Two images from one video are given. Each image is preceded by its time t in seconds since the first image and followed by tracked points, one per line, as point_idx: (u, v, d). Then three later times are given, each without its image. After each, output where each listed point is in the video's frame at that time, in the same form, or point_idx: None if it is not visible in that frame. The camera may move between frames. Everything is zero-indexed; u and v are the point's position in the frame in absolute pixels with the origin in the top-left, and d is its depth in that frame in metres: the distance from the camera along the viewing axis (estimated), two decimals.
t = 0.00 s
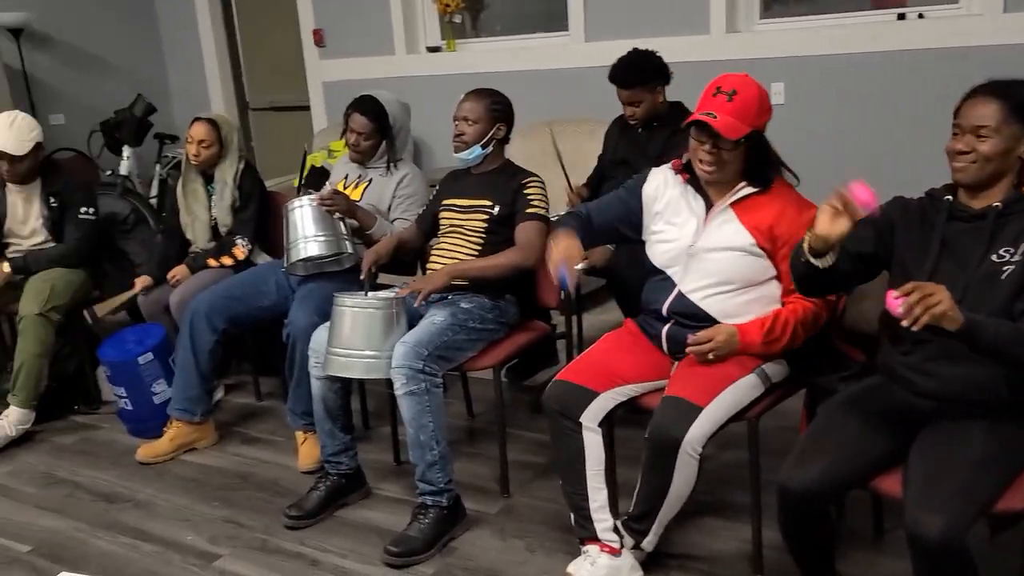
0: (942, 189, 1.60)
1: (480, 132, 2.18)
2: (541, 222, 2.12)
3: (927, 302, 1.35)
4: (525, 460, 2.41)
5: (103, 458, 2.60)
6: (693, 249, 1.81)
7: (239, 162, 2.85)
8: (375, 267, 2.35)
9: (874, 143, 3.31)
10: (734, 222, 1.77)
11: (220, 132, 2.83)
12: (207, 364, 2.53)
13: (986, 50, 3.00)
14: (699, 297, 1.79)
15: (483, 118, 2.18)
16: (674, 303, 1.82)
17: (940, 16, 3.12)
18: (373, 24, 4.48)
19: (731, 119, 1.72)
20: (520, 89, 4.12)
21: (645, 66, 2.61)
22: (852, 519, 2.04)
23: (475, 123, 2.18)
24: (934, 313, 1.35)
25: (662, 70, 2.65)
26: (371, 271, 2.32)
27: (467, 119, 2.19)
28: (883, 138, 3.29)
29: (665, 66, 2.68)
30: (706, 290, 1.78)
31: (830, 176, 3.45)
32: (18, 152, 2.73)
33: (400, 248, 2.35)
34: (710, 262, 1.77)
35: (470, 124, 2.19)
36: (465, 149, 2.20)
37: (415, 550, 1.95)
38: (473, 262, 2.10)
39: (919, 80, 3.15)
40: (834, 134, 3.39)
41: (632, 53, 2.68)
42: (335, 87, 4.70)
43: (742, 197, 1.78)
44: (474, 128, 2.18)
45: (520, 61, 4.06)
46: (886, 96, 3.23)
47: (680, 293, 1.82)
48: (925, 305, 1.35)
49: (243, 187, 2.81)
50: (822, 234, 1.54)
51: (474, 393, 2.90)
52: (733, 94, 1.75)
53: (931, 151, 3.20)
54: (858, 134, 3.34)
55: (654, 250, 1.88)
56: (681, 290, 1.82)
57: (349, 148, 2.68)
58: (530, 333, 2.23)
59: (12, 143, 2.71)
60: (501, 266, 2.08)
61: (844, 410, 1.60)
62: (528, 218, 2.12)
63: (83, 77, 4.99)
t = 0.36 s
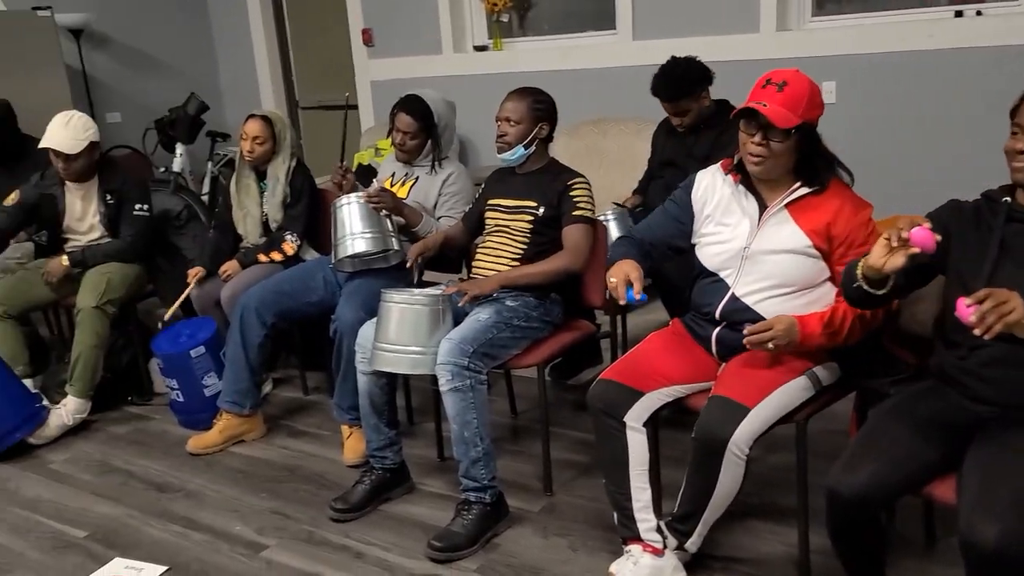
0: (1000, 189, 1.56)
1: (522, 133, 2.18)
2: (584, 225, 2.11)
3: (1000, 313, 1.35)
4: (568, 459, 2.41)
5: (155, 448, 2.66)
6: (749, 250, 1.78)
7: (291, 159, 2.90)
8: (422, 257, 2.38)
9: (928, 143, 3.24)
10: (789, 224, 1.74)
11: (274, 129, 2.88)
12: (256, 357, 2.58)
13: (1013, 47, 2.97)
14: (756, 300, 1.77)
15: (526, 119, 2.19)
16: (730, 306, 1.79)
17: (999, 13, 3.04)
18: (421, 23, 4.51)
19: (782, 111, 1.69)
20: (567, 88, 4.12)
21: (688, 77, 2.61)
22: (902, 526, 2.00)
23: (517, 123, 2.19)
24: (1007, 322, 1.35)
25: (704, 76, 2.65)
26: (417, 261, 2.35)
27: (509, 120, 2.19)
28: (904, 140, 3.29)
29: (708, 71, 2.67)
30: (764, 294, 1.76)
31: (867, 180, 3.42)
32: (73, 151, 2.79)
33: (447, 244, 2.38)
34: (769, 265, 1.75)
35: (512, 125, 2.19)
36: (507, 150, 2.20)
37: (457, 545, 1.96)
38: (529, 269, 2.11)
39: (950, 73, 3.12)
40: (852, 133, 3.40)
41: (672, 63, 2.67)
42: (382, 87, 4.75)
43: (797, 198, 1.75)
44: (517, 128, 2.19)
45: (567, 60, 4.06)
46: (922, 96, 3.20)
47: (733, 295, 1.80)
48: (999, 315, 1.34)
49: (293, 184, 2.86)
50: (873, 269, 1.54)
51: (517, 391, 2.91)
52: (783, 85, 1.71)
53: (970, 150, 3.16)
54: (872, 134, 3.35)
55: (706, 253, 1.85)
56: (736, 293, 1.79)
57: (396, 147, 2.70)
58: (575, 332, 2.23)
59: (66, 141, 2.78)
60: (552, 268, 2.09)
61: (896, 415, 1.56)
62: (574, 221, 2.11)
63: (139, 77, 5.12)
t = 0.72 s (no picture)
0: None
1: (566, 128, 2.18)
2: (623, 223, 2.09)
3: None
4: (610, 458, 2.40)
5: (203, 441, 2.71)
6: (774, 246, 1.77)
7: (335, 157, 2.93)
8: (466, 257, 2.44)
9: (981, 141, 3.17)
10: (812, 219, 1.71)
11: (319, 127, 2.92)
12: (301, 352, 2.61)
13: (1010, 47, 3.01)
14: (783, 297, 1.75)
15: (570, 115, 2.18)
16: (757, 303, 1.79)
17: None
18: (464, 21, 4.53)
19: (793, 108, 1.67)
20: (609, 85, 4.11)
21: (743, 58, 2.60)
22: (953, 531, 1.95)
23: (562, 120, 2.18)
24: None
25: (759, 65, 2.63)
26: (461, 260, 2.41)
27: (553, 116, 2.18)
28: (914, 139, 3.31)
29: (764, 63, 2.66)
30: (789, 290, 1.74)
31: (906, 179, 3.37)
32: (132, 152, 2.86)
33: (489, 243, 2.40)
34: (792, 261, 1.73)
35: (556, 121, 2.18)
36: (551, 146, 2.20)
37: (499, 542, 1.96)
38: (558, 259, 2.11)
39: (970, 74, 3.11)
40: (856, 129, 3.44)
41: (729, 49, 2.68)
42: (425, 85, 4.78)
43: (818, 193, 1.72)
44: (561, 125, 2.18)
45: (610, 58, 4.05)
46: (973, 93, 3.13)
47: (761, 291, 1.79)
48: None
49: (338, 182, 2.89)
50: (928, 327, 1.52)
51: (558, 389, 2.90)
52: (790, 83, 1.71)
53: None
54: (890, 134, 3.36)
55: (735, 250, 1.85)
56: (763, 290, 1.78)
57: (440, 145, 2.71)
58: (617, 330, 2.22)
59: (126, 144, 2.84)
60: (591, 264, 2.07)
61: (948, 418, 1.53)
62: (615, 217, 2.09)
63: (187, 76, 5.22)
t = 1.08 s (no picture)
0: None
1: (615, 129, 2.17)
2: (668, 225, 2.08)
3: None
4: (656, 460, 2.38)
5: (253, 438, 2.76)
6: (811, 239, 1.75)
7: (382, 158, 2.96)
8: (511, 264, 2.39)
9: None
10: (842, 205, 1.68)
11: (367, 128, 2.94)
12: (349, 352, 2.64)
13: None
14: (825, 290, 1.73)
15: (619, 116, 2.17)
16: (801, 299, 1.78)
17: None
18: (510, 22, 4.54)
19: (818, 96, 1.66)
20: (656, 86, 4.09)
21: (796, 52, 2.60)
22: (1013, 542, 1.90)
23: (611, 120, 2.17)
24: None
25: (811, 59, 2.62)
26: (508, 266, 2.36)
27: (603, 117, 2.18)
28: (955, 137, 3.26)
29: (817, 57, 2.64)
30: (827, 280, 1.71)
31: (960, 180, 3.29)
32: (166, 142, 2.91)
33: (534, 244, 2.39)
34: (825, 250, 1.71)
35: (606, 121, 2.17)
36: (600, 147, 2.19)
37: (545, 543, 1.96)
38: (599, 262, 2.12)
39: (1022, 71, 3.04)
40: (900, 130, 3.39)
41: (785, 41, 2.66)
42: (471, 86, 4.81)
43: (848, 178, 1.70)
44: (610, 125, 2.17)
45: (658, 58, 4.03)
46: None
47: (801, 287, 1.78)
48: None
49: (385, 182, 2.92)
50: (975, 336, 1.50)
51: (604, 390, 2.89)
52: (812, 79, 1.70)
53: None
54: (943, 134, 3.28)
55: (778, 250, 1.84)
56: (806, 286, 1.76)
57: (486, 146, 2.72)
58: (665, 332, 2.20)
59: (156, 134, 2.91)
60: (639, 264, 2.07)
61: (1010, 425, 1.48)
62: (664, 218, 2.08)
63: (239, 80, 5.32)
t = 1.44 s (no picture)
0: None
1: (660, 130, 2.15)
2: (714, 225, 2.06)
3: None
4: (697, 460, 2.36)
5: (294, 433, 2.79)
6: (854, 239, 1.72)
7: (424, 156, 2.98)
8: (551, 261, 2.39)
9: None
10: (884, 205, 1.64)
11: (409, 127, 2.96)
12: (389, 348, 2.66)
13: None
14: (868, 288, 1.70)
15: (665, 116, 2.15)
16: (842, 298, 1.74)
17: None
18: (549, 20, 4.53)
19: (853, 99, 1.62)
20: (697, 81, 4.06)
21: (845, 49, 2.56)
22: None
23: (656, 120, 2.15)
24: None
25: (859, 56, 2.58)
26: (547, 265, 2.36)
27: (649, 117, 2.16)
28: (1012, 133, 3.17)
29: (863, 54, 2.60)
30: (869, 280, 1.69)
31: (1011, 178, 3.21)
32: (210, 145, 2.95)
33: (575, 240, 2.38)
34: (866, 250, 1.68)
35: (651, 122, 2.15)
36: (644, 147, 2.18)
37: (585, 542, 1.96)
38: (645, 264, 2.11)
39: None
40: (949, 126, 3.32)
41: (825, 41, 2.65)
42: (510, 84, 4.81)
43: (890, 176, 1.65)
44: (655, 126, 2.15)
45: (700, 55, 4.00)
46: None
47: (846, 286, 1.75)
48: None
49: (425, 181, 2.93)
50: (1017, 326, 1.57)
51: (643, 389, 2.87)
52: (851, 79, 1.66)
53: None
54: (993, 130, 3.20)
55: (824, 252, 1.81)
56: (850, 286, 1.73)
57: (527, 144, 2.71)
58: (706, 331, 2.18)
59: (201, 139, 2.94)
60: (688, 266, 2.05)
61: None
62: (708, 218, 2.06)
63: (281, 79, 5.38)
